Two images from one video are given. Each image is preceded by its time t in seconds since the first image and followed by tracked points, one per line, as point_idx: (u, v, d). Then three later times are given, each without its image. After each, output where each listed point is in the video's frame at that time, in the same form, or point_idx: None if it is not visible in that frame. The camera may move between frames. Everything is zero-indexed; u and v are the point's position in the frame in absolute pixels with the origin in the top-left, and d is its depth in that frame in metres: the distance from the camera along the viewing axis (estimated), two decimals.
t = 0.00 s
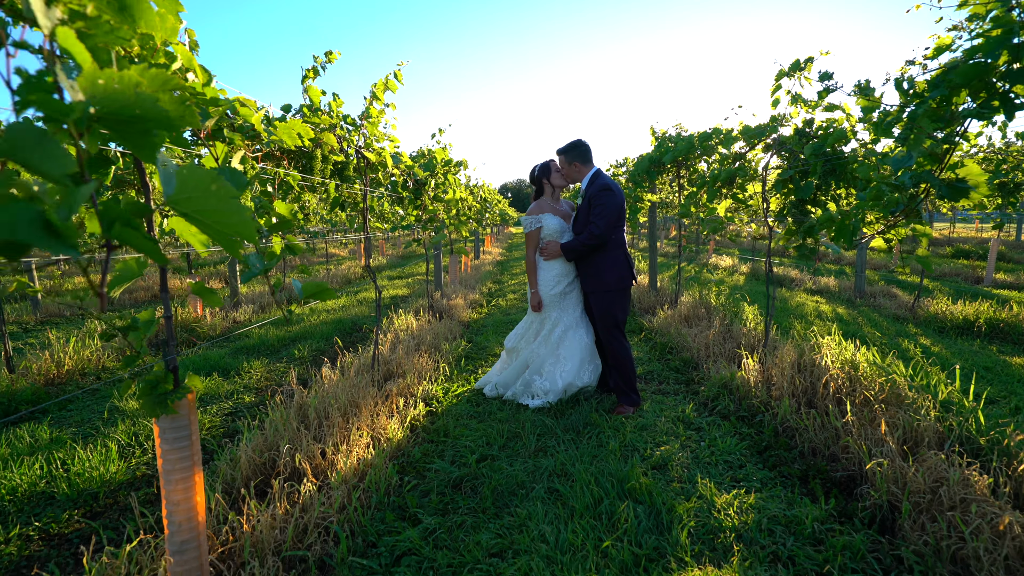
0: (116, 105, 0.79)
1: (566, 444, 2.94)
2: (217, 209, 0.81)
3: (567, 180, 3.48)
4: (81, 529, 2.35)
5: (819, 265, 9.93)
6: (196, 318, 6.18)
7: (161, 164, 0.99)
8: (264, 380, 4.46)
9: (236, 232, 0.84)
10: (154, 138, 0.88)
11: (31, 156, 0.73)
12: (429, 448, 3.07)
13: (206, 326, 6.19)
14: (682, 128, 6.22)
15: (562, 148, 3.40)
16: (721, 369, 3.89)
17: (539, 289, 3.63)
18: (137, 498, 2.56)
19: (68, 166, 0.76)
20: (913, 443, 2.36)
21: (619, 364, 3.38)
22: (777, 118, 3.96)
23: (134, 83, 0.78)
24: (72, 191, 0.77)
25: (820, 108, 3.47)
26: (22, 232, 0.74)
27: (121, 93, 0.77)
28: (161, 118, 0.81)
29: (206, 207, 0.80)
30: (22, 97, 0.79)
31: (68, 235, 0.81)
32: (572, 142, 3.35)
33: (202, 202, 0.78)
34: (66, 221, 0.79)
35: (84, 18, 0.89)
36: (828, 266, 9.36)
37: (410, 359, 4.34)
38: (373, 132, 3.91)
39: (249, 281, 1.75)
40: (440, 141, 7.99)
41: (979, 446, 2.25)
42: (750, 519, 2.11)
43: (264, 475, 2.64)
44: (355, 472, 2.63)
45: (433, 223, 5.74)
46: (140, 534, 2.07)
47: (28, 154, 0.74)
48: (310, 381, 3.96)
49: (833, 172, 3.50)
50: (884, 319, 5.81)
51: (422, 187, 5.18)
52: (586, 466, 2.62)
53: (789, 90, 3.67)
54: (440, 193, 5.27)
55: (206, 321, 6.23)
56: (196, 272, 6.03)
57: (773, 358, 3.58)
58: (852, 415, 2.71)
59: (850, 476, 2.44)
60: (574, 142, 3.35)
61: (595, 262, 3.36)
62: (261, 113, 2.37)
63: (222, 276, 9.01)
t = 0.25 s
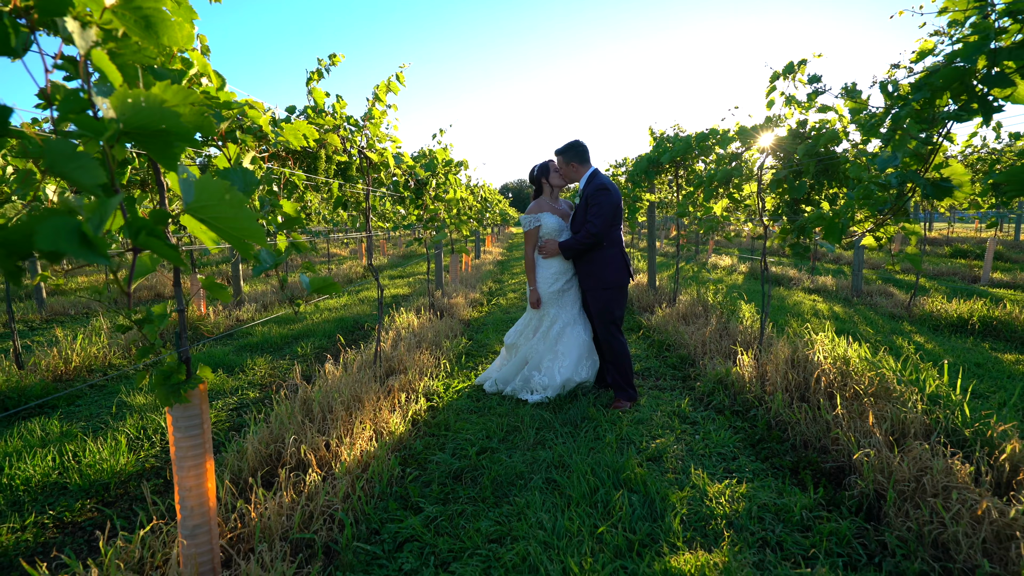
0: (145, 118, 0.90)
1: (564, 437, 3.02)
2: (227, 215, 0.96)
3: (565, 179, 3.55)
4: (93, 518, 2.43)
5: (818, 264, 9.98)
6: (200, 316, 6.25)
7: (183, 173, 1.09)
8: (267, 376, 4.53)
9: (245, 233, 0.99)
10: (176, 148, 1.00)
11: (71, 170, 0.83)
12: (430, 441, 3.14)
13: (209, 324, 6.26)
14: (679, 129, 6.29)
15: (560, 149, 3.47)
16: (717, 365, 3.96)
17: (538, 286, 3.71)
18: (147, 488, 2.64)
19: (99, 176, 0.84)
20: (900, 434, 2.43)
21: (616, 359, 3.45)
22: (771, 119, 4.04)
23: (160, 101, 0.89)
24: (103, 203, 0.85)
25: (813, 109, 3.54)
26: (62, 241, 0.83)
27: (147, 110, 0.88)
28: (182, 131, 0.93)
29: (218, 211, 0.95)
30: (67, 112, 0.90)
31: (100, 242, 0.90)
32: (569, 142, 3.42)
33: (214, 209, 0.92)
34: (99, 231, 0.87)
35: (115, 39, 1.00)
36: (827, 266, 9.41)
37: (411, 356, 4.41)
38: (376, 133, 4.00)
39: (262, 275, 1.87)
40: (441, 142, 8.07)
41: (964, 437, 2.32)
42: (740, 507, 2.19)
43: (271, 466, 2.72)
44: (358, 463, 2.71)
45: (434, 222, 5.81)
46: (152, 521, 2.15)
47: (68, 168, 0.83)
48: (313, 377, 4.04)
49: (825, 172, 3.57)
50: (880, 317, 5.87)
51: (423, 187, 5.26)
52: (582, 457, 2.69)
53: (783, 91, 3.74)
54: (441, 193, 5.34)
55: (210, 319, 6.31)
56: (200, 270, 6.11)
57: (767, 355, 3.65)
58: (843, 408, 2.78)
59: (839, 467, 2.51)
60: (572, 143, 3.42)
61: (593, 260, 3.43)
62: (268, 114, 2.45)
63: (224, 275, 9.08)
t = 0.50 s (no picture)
0: (163, 130, 0.97)
1: (561, 430, 3.09)
2: (237, 221, 1.04)
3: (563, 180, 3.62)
4: (105, 507, 2.51)
5: (816, 264, 10.05)
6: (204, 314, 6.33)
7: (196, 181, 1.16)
8: (271, 373, 4.62)
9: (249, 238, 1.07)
10: (190, 157, 1.07)
11: (95, 178, 0.90)
12: (431, 435, 3.22)
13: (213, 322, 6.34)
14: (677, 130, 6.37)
15: (558, 150, 3.55)
16: (712, 362, 4.04)
17: (536, 284, 3.78)
18: (156, 480, 2.72)
19: (120, 184, 0.90)
20: (887, 427, 2.51)
21: (612, 355, 3.53)
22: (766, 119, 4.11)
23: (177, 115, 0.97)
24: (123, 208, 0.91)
25: (806, 110, 3.61)
26: (90, 244, 0.89)
27: (165, 123, 0.96)
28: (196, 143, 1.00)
29: (228, 218, 1.03)
30: (94, 124, 0.97)
31: (123, 246, 0.97)
32: (567, 143, 3.50)
33: (225, 215, 1.01)
34: (122, 235, 0.94)
35: (138, 57, 1.09)
36: (824, 265, 9.49)
37: (412, 353, 4.49)
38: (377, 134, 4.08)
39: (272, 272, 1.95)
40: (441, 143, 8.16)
41: (948, 429, 2.39)
42: (731, 496, 2.26)
43: (276, 458, 2.80)
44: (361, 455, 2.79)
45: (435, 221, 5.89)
46: (162, 509, 2.22)
47: (93, 176, 0.91)
48: (316, 373, 4.12)
49: (818, 171, 3.64)
50: (876, 315, 5.94)
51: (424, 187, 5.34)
52: (579, 449, 2.76)
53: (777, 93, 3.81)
54: (441, 193, 5.43)
55: (214, 318, 6.40)
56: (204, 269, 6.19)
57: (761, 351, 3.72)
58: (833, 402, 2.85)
59: (828, 459, 2.58)
60: (569, 144, 3.49)
61: (590, 259, 3.50)
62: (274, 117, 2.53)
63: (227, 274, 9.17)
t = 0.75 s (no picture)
0: (180, 136, 1.05)
1: (559, 425, 3.17)
2: (247, 222, 1.12)
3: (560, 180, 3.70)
4: (115, 498, 2.58)
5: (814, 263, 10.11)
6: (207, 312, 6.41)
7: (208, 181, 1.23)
8: (274, 370, 4.69)
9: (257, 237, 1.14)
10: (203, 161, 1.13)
11: (117, 178, 0.96)
12: (432, 430, 3.30)
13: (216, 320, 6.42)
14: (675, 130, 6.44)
15: (554, 150, 3.62)
16: (708, 359, 4.11)
17: (534, 282, 3.86)
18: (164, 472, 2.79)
19: (140, 185, 0.96)
20: (875, 420, 2.58)
21: (608, 352, 3.60)
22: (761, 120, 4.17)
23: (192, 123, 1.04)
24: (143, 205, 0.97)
25: (800, 112, 3.67)
26: (116, 239, 0.97)
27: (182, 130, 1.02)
28: (210, 149, 1.07)
29: (238, 219, 1.11)
30: (116, 129, 1.05)
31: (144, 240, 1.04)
32: (564, 144, 3.57)
33: (235, 216, 1.09)
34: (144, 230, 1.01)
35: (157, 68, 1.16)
36: (822, 265, 9.55)
37: (413, 351, 4.56)
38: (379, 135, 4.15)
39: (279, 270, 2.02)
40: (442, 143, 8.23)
41: (934, 422, 2.47)
42: (722, 487, 2.33)
43: (281, 451, 2.87)
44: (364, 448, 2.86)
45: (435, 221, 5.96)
46: (172, 498, 2.30)
47: (116, 177, 0.97)
48: (319, 370, 4.19)
49: (811, 172, 3.71)
50: (872, 314, 6.00)
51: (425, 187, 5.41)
52: (576, 443, 2.84)
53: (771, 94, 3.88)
54: (442, 193, 5.50)
55: (218, 316, 6.48)
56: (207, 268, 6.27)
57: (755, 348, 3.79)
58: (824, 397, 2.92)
59: (818, 452, 2.65)
60: (566, 145, 3.56)
61: (586, 257, 3.57)
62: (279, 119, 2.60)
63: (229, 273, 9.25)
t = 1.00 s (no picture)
0: (198, 138, 1.12)
1: (556, 420, 3.24)
2: (260, 216, 1.19)
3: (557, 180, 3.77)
4: (124, 490, 2.65)
5: (813, 263, 10.18)
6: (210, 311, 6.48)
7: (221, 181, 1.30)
8: (277, 367, 4.76)
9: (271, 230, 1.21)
10: (217, 160, 1.20)
11: (140, 176, 1.03)
12: (433, 425, 3.37)
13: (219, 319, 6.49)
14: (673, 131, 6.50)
15: (552, 152, 3.69)
16: (704, 356, 4.18)
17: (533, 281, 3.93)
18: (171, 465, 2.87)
19: (162, 182, 1.03)
20: (864, 415, 2.65)
21: (606, 349, 3.68)
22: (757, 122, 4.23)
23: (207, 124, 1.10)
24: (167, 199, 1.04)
25: (793, 113, 3.73)
26: (144, 230, 1.03)
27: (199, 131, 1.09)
28: (224, 149, 1.14)
29: (252, 213, 1.18)
30: (138, 131, 1.12)
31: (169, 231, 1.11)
32: (561, 145, 3.63)
33: (249, 211, 1.16)
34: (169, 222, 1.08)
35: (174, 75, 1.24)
36: (820, 264, 9.61)
37: (414, 349, 4.63)
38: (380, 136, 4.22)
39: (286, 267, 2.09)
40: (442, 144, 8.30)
41: (921, 417, 2.54)
42: (715, 479, 2.40)
43: (285, 445, 2.95)
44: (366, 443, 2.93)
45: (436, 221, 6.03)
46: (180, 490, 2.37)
47: (140, 175, 1.03)
48: (321, 367, 4.26)
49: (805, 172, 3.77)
50: (867, 313, 6.07)
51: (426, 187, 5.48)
52: (573, 437, 2.91)
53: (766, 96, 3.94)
54: (442, 193, 5.57)
55: (220, 315, 6.55)
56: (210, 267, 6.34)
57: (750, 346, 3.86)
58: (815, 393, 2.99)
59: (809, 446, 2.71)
60: (564, 146, 3.63)
61: (583, 256, 3.64)
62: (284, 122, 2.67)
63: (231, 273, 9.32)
